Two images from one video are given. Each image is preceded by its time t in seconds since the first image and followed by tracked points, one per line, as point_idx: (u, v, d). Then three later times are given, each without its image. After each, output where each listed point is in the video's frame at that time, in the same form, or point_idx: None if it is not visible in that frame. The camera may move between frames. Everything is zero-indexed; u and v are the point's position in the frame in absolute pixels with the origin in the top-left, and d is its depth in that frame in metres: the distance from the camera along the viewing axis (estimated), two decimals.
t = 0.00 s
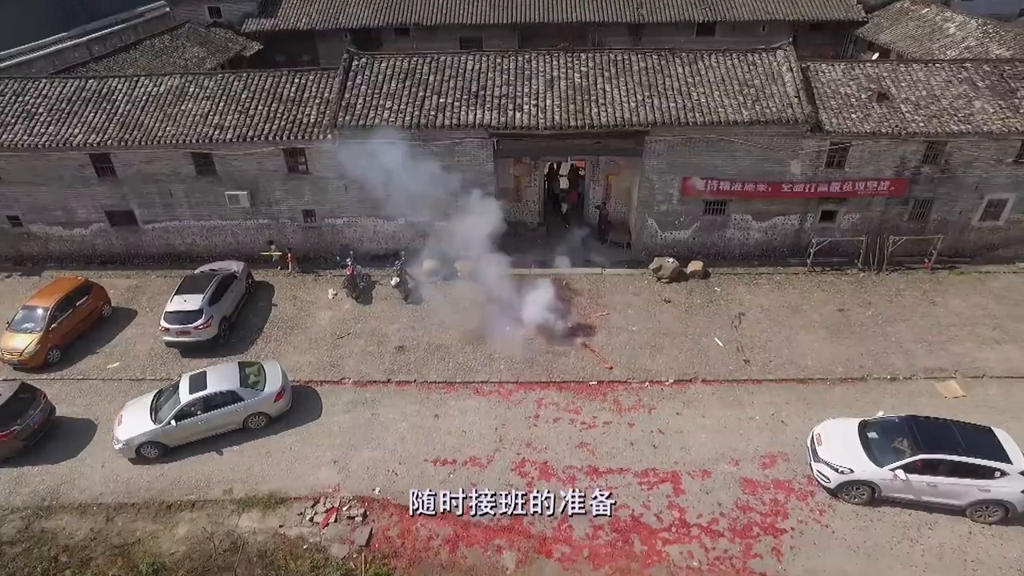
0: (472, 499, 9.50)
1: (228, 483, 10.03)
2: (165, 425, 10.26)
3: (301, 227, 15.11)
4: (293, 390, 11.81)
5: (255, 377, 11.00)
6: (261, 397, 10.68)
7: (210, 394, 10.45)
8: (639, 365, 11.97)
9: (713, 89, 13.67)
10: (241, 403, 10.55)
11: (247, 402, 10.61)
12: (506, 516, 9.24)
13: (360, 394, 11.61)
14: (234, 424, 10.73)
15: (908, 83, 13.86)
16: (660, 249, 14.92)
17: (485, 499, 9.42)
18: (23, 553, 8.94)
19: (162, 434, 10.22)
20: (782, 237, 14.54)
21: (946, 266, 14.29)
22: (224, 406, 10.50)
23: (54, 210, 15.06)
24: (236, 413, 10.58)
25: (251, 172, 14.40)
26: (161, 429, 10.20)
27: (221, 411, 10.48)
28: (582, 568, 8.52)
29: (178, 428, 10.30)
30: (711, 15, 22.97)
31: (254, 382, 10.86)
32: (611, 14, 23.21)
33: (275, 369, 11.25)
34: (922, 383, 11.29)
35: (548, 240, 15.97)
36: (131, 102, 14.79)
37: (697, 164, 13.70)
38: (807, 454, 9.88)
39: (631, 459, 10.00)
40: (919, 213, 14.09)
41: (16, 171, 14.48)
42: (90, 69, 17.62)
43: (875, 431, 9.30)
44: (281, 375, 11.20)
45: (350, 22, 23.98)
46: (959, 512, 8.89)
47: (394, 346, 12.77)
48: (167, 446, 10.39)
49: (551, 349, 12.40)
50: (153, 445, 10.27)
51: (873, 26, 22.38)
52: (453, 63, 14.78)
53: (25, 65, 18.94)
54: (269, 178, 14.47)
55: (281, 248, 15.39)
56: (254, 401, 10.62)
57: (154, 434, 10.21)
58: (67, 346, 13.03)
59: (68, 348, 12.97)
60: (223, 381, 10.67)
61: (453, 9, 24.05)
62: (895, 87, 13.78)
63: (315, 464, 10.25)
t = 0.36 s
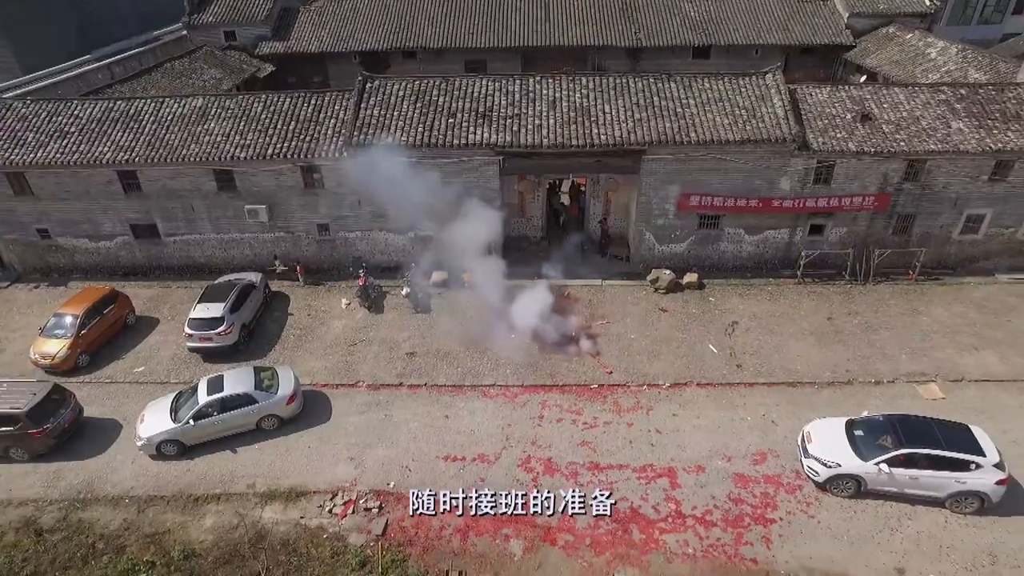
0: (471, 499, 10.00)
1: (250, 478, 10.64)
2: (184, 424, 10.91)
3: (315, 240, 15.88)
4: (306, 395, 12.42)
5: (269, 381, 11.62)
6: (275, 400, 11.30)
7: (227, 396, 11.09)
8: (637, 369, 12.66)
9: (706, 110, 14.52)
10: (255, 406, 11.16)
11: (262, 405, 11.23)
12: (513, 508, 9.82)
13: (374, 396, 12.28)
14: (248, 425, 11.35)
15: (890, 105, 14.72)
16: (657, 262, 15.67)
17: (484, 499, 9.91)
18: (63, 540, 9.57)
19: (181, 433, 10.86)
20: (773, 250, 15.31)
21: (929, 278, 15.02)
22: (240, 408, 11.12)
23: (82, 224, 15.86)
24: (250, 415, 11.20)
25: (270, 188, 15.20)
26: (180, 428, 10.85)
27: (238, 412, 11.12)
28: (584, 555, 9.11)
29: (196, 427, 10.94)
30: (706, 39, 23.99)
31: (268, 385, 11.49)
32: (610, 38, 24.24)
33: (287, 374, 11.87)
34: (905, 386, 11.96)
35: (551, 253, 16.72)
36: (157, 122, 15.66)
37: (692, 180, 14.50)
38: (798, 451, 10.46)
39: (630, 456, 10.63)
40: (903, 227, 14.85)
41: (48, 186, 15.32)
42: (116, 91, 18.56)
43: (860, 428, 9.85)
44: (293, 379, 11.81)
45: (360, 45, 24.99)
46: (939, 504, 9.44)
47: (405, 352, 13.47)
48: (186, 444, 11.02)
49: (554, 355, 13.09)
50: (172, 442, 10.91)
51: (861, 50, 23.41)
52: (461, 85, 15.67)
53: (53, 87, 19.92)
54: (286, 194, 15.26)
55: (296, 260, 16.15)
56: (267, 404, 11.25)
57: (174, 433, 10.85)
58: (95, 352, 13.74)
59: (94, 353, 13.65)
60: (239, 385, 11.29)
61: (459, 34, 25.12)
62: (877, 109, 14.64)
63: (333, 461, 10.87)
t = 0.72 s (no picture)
0: (470, 499, 10.58)
1: (273, 477, 11.28)
2: (203, 427, 11.56)
3: (330, 255, 16.64)
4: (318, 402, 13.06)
5: (284, 388, 12.28)
6: (290, 405, 11.97)
7: (244, 401, 11.75)
8: (637, 377, 13.36)
9: (701, 132, 15.39)
10: (270, 411, 11.80)
11: (277, 410, 11.88)
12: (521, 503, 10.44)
13: (388, 402, 12.96)
14: (263, 429, 11.99)
15: (875, 127, 15.60)
16: (656, 276, 16.44)
17: (485, 499, 10.48)
18: (100, 532, 10.22)
19: (201, 435, 11.52)
20: (766, 264, 16.07)
21: (915, 291, 15.78)
22: (256, 413, 11.77)
23: (108, 239, 16.66)
24: (265, 419, 11.84)
25: (288, 206, 16.01)
26: (200, 430, 11.51)
27: (254, 417, 11.75)
28: (589, 546, 9.72)
29: (214, 430, 11.58)
30: (702, 63, 25.04)
31: (283, 392, 12.15)
32: (610, 63, 25.30)
33: (302, 382, 12.52)
34: (890, 391, 12.64)
35: (554, 267, 17.50)
36: (181, 142, 16.52)
37: (689, 198, 15.33)
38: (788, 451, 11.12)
39: (631, 456, 11.28)
40: (889, 242, 15.63)
41: (78, 204, 16.16)
42: (140, 114, 19.50)
43: (845, 429, 10.51)
44: (306, 387, 12.48)
45: (370, 69, 26.02)
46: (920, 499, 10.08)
47: (417, 360, 14.18)
48: (204, 446, 11.66)
49: (558, 364, 13.79)
50: (192, 443, 11.56)
51: (849, 75, 24.47)
52: (469, 109, 16.57)
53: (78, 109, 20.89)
54: (303, 211, 16.06)
55: (311, 274, 16.92)
56: (282, 409, 11.90)
57: (193, 435, 11.51)
58: (122, 360, 14.46)
59: (119, 361, 14.33)
60: (256, 391, 11.96)
61: (465, 59, 26.19)
62: (863, 131, 15.52)
63: (350, 461, 11.51)
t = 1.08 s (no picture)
0: (470, 499, 11.24)
1: (296, 478, 11.96)
2: (223, 430, 12.29)
3: (345, 270, 17.45)
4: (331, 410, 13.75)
5: (300, 396, 12.96)
6: (305, 412, 12.65)
7: (263, 407, 12.46)
8: (639, 385, 14.09)
9: (698, 154, 16.31)
10: (286, 417, 12.51)
11: (292, 416, 12.58)
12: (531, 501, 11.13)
13: (403, 408, 13.69)
14: (279, 434, 12.69)
15: (862, 150, 16.52)
16: (655, 290, 17.25)
17: (486, 500, 11.14)
18: (135, 527, 10.90)
19: (222, 438, 12.24)
20: (760, 279, 16.85)
21: (903, 305, 16.55)
22: (274, 418, 12.48)
23: (134, 255, 17.50)
24: (281, 425, 12.54)
25: (306, 223, 16.84)
26: (222, 434, 12.23)
27: (272, 422, 12.46)
28: (594, 540, 10.40)
29: (233, 434, 12.29)
30: (699, 88, 26.11)
31: (299, 399, 12.85)
32: (611, 88, 26.38)
33: (317, 391, 13.21)
34: (879, 398, 13.36)
35: (558, 282, 18.30)
36: (205, 163, 17.42)
37: (687, 216, 16.19)
38: (782, 452, 11.83)
39: (633, 458, 11.99)
40: (877, 258, 16.42)
41: (107, 221, 17.03)
42: (163, 136, 20.46)
43: (834, 431, 11.22)
44: (321, 394, 13.18)
45: (380, 93, 27.06)
46: (903, 497, 10.79)
47: (429, 370, 14.92)
48: (224, 448, 12.38)
49: (564, 373, 14.53)
50: (214, 445, 12.29)
51: (840, 99, 25.52)
52: (478, 132, 17.53)
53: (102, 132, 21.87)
54: (321, 228, 16.90)
55: (327, 289, 17.73)
56: (298, 415, 12.59)
57: (215, 438, 12.24)
58: (149, 369, 15.21)
59: (145, 370, 15.08)
60: (274, 397, 12.67)
61: (471, 83, 27.28)
62: (850, 153, 16.44)
63: (369, 463, 12.20)
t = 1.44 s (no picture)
0: (470, 499, 11.88)
1: (319, 477, 12.70)
2: (244, 433, 13.03)
3: (360, 284, 18.30)
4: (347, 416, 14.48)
5: (317, 401, 13.70)
6: (322, 417, 13.37)
7: (282, 412, 13.20)
8: (641, 391, 14.88)
9: (695, 174, 17.26)
10: (303, 421, 13.23)
11: (308, 420, 13.30)
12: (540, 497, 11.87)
13: (418, 413, 14.48)
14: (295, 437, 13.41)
15: (850, 170, 17.46)
16: (656, 303, 18.09)
17: (485, 500, 11.80)
18: (170, 522, 11.64)
19: (243, 440, 12.96)
20: (756, 292, 17.70)
21: (892, 316, 17.38)
22: (291, 422, 13.21)
23: (159, 268, 18.36)
24: (298, 429, 13.26)
25: (324, 239, 17.73)
26: (243, 436, 12.96)
27: (290, 426, 13.20)
28: (601, 533, 11.11)
29: (252, 437, 13.02)
30: (697, 110, 27.23)
31: (316, 404, 13.58)
32: (612, 110, 27.49)
33: (333, 397, 13.96)
34: (868, 404, 14.14)
35: (563, 296, 19.15)
36: (228, 182, 18.35)
37: (685, 232, 17.10)
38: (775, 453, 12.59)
39: (636, 458, 12.75)
40: (867, 272, 17.28)
41: (135, 236, 17.93)
42: (186, 157, 21.46)
43: (823, 431, 11.98)
44: (336, 400, 13.92)
45: (390, 114, 28.14)
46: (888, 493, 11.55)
47: (442, 378, 15.70)
48: (245, 450, 13.12)
49: (570, 381, 15.30)
50: (235, 447, 13.03)
51: (832, 120, 26.62)
52: (487, 154, 18.52)
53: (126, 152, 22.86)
54: (338, 244, 17.78)
55: (343, 301, 18.58)
56: (315, 420, 13.32)
57: (236, 440, 12.99)
58: (175, 376, 16.00)
59: (171, 377, 15.84)
60: (292, 403, 13.42)
61: (478, 106, 28.39)
62: (840, 173, 17.38)
63: (387, 463, 12.95)
